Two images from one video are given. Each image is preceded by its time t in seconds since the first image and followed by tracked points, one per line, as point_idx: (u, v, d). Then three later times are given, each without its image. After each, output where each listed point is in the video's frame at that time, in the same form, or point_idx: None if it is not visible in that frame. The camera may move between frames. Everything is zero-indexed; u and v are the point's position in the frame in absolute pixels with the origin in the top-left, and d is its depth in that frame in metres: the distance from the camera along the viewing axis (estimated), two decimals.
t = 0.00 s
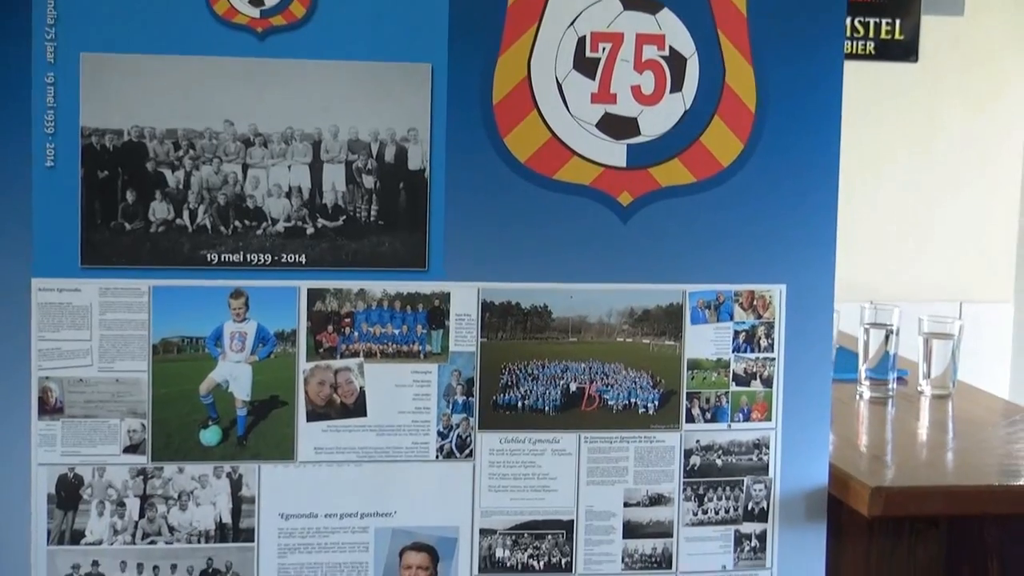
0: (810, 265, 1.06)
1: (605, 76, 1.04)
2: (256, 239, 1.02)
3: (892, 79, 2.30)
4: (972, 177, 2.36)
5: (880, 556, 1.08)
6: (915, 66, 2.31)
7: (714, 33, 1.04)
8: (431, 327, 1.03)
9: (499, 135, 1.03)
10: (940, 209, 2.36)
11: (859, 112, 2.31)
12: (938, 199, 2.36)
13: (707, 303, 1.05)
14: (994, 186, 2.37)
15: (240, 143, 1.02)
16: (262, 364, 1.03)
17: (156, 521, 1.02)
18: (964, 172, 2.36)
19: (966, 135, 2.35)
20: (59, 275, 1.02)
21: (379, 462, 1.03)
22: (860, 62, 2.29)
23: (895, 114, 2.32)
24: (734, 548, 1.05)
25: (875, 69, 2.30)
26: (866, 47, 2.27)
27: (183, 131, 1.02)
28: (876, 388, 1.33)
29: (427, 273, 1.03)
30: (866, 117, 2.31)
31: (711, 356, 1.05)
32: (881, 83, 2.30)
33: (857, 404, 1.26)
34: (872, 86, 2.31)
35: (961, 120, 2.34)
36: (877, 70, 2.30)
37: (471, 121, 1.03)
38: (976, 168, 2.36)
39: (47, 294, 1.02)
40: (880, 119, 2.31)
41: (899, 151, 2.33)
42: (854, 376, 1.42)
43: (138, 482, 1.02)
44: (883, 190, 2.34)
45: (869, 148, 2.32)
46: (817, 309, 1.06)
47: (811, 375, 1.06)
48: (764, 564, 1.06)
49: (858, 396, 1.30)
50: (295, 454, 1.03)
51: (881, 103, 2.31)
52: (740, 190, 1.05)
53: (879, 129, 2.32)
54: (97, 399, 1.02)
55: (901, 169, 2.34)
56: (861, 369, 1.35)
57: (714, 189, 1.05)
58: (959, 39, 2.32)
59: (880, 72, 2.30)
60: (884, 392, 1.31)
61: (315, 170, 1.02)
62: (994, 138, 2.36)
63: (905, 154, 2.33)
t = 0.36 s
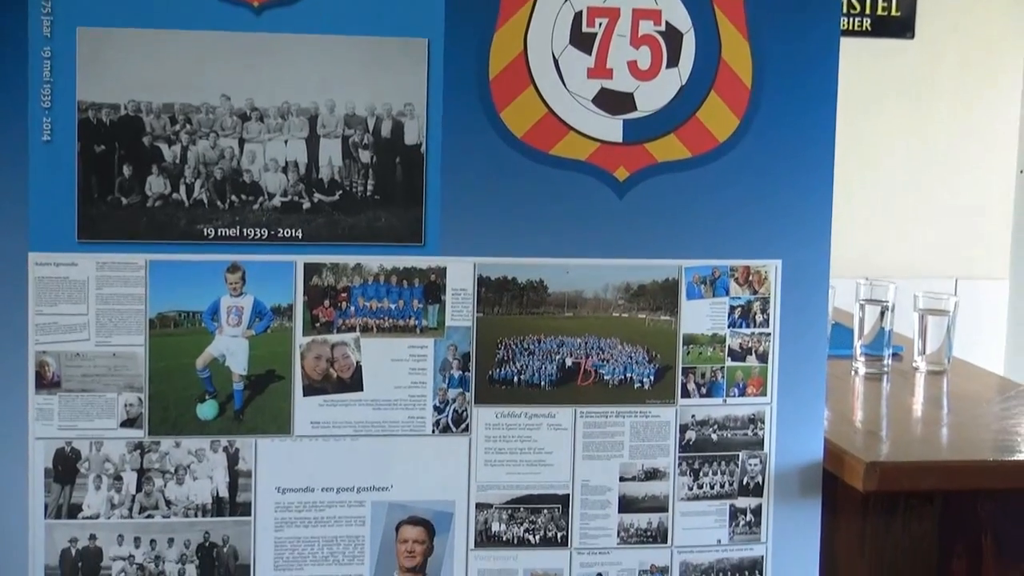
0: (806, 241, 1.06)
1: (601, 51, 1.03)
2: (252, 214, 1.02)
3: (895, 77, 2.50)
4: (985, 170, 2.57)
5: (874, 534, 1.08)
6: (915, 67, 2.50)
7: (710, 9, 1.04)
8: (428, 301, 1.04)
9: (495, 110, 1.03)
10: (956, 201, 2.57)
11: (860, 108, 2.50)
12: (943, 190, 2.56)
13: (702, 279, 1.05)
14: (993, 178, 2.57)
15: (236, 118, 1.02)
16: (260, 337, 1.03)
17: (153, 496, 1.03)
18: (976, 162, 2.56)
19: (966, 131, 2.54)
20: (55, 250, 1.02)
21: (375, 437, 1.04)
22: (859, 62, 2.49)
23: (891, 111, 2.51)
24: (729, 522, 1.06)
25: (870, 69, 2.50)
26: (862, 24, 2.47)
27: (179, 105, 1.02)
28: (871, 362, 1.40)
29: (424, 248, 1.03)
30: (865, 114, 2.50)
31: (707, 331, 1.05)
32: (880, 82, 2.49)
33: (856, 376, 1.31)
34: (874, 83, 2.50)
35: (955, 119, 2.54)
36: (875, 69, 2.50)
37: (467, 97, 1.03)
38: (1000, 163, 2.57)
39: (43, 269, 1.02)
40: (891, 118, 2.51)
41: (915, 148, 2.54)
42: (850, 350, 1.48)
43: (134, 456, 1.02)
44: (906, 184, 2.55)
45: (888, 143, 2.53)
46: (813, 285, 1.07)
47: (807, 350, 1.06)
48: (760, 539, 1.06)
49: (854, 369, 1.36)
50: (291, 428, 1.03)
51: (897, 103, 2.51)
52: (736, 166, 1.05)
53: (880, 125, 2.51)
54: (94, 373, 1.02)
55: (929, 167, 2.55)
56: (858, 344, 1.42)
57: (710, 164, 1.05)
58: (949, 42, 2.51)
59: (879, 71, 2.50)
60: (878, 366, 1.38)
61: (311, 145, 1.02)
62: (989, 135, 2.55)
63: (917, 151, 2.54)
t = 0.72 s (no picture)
0: (806, 218, 1.07)
1: (601, 27, 1.03)
2: (252, 190, 1.02)
3: (894, 76, 2.52)
4: (983, 169, 2.61)
5: (873, 510, 1.07)
6: (914, 67, 2.53)
7: None
8: (427, 278, 1.04)
9: (495, 87, 1.03)
10: (956, 199, 2.60)
11: (858, 107, 2.53)
12: (939, 190, 2.59)
13: (701, 255, 1.05)
14: (992, 177, 2.60)
15: (235, 94, 1.01)
16: (259, 314, 1.03)
17: (153, 472, 1.03)
18: (974, 162, 2.59)
19: (965, 131, 2.58)
20: (54, 226, 1.02)
21: (374, 413, 1.04)
22: (861, 60, 2.51)
23: (890, 110, 2.54)
24: (728, 498, 1.06)
25: (871, 67, 2.52)
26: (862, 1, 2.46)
27: (178, 82, 1.01)
28: (868, 340, 1.46)
29: (424, 224, 1.04)
30: (862, 114, 2.53)
31: (706, 308, 1.05)
32: (880, 82, 2.52)
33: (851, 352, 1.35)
34: (875, 83, 2.52)
35: (955, 118, 2.57)
36: (875, 68, 2.52)
37: (467, 73, 1.03)
38: (997, 164, 2.60)
39: (43, 245, 1.02)
40: (890, 117, 2.55)
41: (915, 148, 2.56)
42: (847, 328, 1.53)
43: (134, 432, 1.02)
44: (906, 183, 2.58)
45: (886, 142, 2.56)
46: (812, 262, 1.07)
47: (806, 328, 1.07)
48: (759, 515, 1.06)
49: (853, 346, 1.42)
50: (291, 404, 1.03)
51: (897, 101, 2.54)
52: (735, 143, 1.05)
53: (880, 124, 2.54)
54: (94, 349, 1.02)
55: (928, 166, 2.58)
56: (857, 322, 1.47)
57: (709, 141, 1.05)
58: (947, 42, 2.55)
59: (879, 70, 2.52)
60: (875, 343, 1.44)
61: (310, 121, 1.02)
62: (987, 135, 2.58)
63: (916, 149, 2.57)
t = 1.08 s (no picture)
0: (806, 197, 1.06)
1: (601, 5, 1.03)
2: (252, 168, 1.02)
3: (894, 76, 2.48)
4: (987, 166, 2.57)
5: (872, 488, 1.08)
6: (914, 64, 2.48)
7: None
8: (428, 257, 1.04)
9: (495, 66, 1.03)
10: (957, 196, 2.56)
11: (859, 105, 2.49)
12: (939, 192, 2.55)
13: (702, 234, 1.05)
14: (996, 175, 2.56)
15: (235, 73, 1.01)
16: (260, 292, 1.03)
17: (153, 450, 1.03)
18: (975, 160, 2.55)
19: (965, 131, 2.54)
20: (54, 204, 1.02)
21: (374, 391, 1.04)
22: (862, 58, 2.47)
23: (889, 109, 2.50)
24: (728, 477, 1.06)
25: (870, 65, 2.47)
26: None
27: (178, 60, 1.01)
28: (869, 319, 1.47)
29: (424, 202, 1.04)
30: (861, 112, 2.49)
31: (706, 286, 1.05)
32: (880, 80, 2.48)
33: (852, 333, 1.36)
34: (876, 82, 2.48)
35: (956, 116, 2.53)
36: (876, 66, 2.48)
37: (467, 52, 1.03)
38: (997, 164, 2.56)
39: (43, 224, 1.02)
40: (889, 115, 2.50)
41: (915, 144, 2.52)
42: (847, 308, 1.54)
43: (135, 410, 1.02)
44: (907, 182, 2.54)
45: (886, 140, 2.52)
46: (813, 242, 1.07)
47: (806, 307, 1.07)
48: (759, 494, 1.07)
49: (853, 325, 1.43)
50: (292, 383, 1.03)
51: (898, 100, 2.50)
52: (736, 121, 1.05)
53: (878, 123, 2.50)
54: (95, 328, 1.02)
55: (931, 163, 2.54)
56: (857, 301, 1.49)
57: (709, 120, 1.05)
58: (951, 38, 2.50)
59: (880, 67, 2.48)
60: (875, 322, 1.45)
61: (310, 99, 1.02)
62: (986, 137, 2.54)
63: (921, 144, 2.53)
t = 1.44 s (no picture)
0: (805, 177, 1.06)
1: None
2: (251, 146, 1.02)
3: (893, 74, 2.49)
4: (985, 159, 2.56)
5: (871, 464, 1.09)
6: (912, 54, 2.49)
7: None
8: (427, 235, 1.03)
9: (494, 43, 1.03)
10: (955, 188, 2.56)
11: (858, 105, 2.49)
12: (937, 183, 2.55)
13: (701, 213, 1.05)
14: (994, 165, 2.57)
15: (234, 50, 1.01)
16: (259, 270, 1.03)
17: (152, 428, 1.03)
18: (972, 151, 2.55)
19: (962, 123, 2.54)
20: (53, 181, 1.01)
21: (373, 369, 1.04)
22: (862, 59, 2.48)
23: (888, 101, 2.50)
24: (727, 455, 1.06)
25: (870, 65, 2.48)
26: None
27: (176, 37, 1.01)
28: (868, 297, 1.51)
29: (423, 180, 1.03)
30: (859, 103, 2.49)
31: (705, 265, 1.05)
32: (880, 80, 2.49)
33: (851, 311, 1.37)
34: (876, 82, 2.49)
35: (954, 107, 2.53)
36: (876, 65, 2.48)
37: (466, 29, 1.03)
38: (995, 155, 2.56)
39: (42, 201, 1.02)
40: (888, 115, 2.51)
41: (913, 135, 2.52)
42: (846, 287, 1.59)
43: (134, 388, 1.02)
44: (904, 173, 2.54)
45: (885, 131, 2.51)
46: (812, 220, 1.07)
47: (806, 286, 1.07)
48: (758, 472, 1.07)
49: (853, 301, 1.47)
50: (291, 360, 1.03)
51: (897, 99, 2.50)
52: (735, 100, 1.05)
53: (877, 114, 2.50)
54: (94, 306, 1.02)
55: (929, 154, 2.54)
56: (856, 280, 1.53)
57: (708, 98, 1.05)
58: (950, 28, 2.50)
59: (880, 67, 2.48)
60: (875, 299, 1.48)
61: (309, 77, 1.01)
62: (983, 134, 2.55)
63: (919, 134, 2.53)
